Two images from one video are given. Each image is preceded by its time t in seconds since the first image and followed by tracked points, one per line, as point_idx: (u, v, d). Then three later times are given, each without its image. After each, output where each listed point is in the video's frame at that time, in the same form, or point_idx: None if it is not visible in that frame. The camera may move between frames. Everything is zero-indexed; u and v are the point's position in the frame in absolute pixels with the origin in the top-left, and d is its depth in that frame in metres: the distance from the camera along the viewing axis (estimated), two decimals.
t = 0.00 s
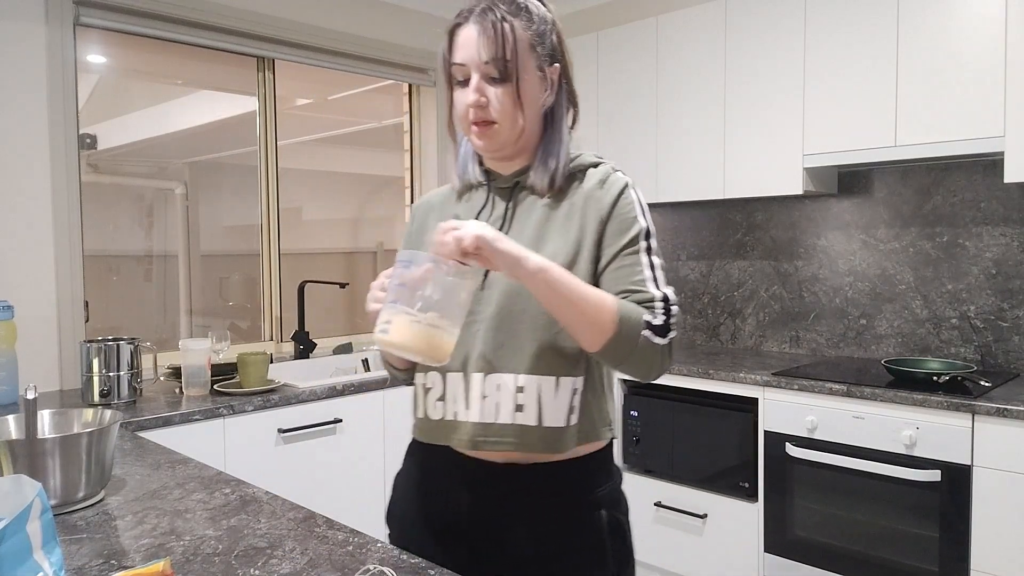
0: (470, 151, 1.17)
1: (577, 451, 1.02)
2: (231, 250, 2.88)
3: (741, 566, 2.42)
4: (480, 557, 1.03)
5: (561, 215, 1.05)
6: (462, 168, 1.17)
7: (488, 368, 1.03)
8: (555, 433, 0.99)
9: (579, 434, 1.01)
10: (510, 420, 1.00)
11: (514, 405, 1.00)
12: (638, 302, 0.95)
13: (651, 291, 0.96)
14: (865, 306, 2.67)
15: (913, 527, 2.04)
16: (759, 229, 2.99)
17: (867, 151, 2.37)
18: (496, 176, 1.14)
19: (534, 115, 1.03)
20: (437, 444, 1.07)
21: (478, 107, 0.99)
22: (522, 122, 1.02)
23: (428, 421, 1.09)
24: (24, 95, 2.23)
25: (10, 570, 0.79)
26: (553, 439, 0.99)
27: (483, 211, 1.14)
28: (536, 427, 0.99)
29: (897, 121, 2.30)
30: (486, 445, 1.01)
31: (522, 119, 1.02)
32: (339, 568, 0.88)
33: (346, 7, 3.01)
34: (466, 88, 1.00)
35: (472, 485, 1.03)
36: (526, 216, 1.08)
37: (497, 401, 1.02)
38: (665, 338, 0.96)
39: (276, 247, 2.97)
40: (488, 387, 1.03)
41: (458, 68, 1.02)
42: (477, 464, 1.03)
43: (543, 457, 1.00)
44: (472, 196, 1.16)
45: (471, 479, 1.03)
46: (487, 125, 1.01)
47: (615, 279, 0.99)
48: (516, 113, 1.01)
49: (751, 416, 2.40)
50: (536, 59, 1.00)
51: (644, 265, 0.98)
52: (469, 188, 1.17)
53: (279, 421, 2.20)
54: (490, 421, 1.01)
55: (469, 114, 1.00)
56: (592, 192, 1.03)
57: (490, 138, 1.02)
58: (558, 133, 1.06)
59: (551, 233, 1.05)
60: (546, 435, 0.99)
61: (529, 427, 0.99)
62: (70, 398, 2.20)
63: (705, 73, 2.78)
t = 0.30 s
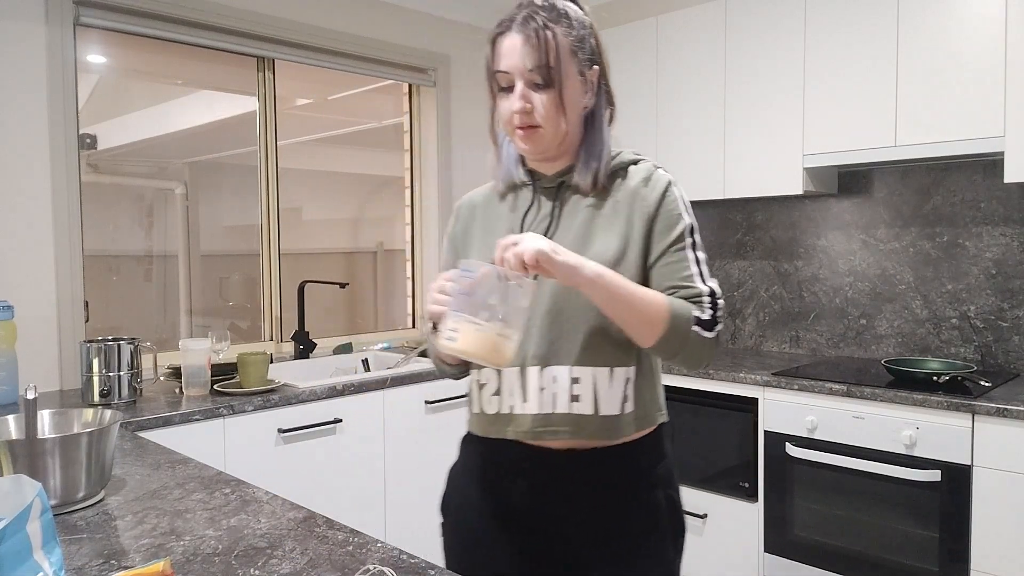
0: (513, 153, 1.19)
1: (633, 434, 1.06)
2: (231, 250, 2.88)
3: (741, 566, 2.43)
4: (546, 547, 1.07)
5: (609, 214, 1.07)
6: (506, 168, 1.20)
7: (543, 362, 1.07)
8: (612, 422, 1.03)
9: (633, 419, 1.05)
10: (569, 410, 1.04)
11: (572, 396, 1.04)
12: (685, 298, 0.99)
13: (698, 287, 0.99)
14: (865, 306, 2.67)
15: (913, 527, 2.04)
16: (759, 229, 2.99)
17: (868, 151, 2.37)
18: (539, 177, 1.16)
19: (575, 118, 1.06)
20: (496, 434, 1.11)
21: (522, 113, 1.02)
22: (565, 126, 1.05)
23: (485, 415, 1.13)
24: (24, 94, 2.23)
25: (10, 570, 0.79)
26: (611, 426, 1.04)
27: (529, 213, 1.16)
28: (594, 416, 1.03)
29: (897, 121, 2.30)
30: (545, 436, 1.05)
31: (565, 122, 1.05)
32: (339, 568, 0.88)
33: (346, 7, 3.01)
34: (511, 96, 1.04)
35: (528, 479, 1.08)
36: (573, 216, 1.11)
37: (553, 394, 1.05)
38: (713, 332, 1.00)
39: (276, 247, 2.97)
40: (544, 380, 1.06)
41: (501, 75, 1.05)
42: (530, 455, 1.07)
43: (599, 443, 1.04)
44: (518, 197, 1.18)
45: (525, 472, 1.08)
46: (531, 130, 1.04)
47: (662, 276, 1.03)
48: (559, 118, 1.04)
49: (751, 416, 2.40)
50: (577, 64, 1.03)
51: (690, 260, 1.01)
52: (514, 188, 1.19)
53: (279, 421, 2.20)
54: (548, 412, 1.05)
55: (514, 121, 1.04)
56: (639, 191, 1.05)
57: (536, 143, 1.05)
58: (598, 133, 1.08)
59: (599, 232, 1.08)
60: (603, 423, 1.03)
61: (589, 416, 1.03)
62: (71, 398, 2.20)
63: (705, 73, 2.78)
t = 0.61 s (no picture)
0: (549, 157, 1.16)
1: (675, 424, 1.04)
2: (230, 250, 2.88)
3: (741, 566, 2.43)
4: (580, 541, 1.03)
5: (648, 219, 1.07)
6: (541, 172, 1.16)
7: (587, 359, 1.05)
8: (654, 416, 1.02)
9: (673, 414, 1.03)
10: (609, 404, 1.03)
11: (611, 390, 1.03)
12: (724, 300, 1.02)
13: (736, 288, 1.02)
14: (864, 306, 2.67)
15: (913, 527, 2.04)
16: (759, 230, 3.00)
17: (868, 151, 2.37)
18: (574, 181, 1.13)
19: (613, 129, 1.07)
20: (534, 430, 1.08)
21: (564, 123, 1.02)
22: (604, 136, 1.06)
23: (522, 412, 1.09)
24: (24, 94, 2.23)
25: (10, 570, 0.79)
26: (650, 420, 1.02)
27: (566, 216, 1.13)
28: (635, 410, 1.02)
29: (897, 121, 2.30)
30: (588, 429, 1.03)
31: (604, 132, 1.05)
32: (339, 568, 0.88)
33: (346, 7, 3.01)
34: (551, 106, 1.04)
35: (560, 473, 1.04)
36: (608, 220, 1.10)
37: (596, 388, 1.04)
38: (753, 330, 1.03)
39: (276, 247, 2.97)
40: (587, 376, 1.05)
41: (541, 85, 1.05)
42: (565, 447, 1.04)
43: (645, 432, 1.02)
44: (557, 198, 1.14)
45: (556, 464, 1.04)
46: (571, 139, 1.04)
47: (698, 279, 1.04)
48: (599, 128, 1.05)
49: (751, 416, 2.40)
50: (617, 76, 1.04)
51: (728, 263, 1.04)
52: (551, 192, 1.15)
53: (279, 421, 2.20)
54: (592, 407, 1.03)
55: (554, 130, 1.04)
56: (675, 197, 1.06)
57: (575, 152, 1.06)
58: (634, 142, 1.09)
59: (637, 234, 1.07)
60: (645, 417, 1.01)
61: (630, 410, 1.02)
62: (71, 398, 2.20)
63: (704, 74, 2.78)
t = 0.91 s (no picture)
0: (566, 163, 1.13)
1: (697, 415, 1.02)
2: (230, 250, 2.88)
3: (741, 566, 2.43)
4: (591, 538, 1.01)
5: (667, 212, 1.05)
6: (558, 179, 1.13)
7: (608, 351, 1.03)
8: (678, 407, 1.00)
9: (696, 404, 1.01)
10: (633, 397, 1.01)
11: (635, 382, 1.01)
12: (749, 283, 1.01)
13: (757, 272, 1.02)
14: (865, 306, 2.67)
15: (913, 527, 2.04)
16: (759, 229, 3.00)
17: (868, 151, 2.37)
18: (594, 182, 1.11)
19: (632, 135, 1.06)
20: (552, 425, 1.05)
21: (586, 130, 1.01)
22: (624, 142, 1.05)
23: (542, 405, 1.08)
24: (24, 94, 2.23)
25: (10, 570, 0.79)
26: (670, 412, 1.00)
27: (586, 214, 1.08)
28: (660, 401, 1.00)
29: (897, 121, 2.30)
30: (609, 422, 1.01)
31: (624, 138, 1.04)
32: (339, 568, 0.88)
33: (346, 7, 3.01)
34: (572, 114, 1.03)
35: (569, 466, 1.02)
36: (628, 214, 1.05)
37: (619, 381, 1.01)
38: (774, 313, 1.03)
39: (276, 247, 2.97)
40: (609, 367, 1.02)
41: (561, 92, 1.04)
42: (569, 445, 1.03)
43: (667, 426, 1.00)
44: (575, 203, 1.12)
45: (566, 452, 1.03)
46: (592, 146, 1.03)
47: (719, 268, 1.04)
48: (620, 134, 1.04)
49: (751, 416, 2.40)
50: (635, 83, 1.03)
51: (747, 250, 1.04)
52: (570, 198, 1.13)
53: (279, 421, 2.20)
54: (614, 399, 1.01)
55: (575, 137, 1.03)
56: (693, 192, 1.06)
57: (596, 158, 1.05)
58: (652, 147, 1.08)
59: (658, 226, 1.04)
60: (667, 408, 1.00)
61: (653, 401, 1.00)
62: (71, 398, 2.20)
63: (704, 74, 2.78)
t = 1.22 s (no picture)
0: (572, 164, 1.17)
1: (705, 411, 1.03)
2: (230, 250, 2.88)
3: (741, 566, 2.42)
4: (593, 537, 1.01)
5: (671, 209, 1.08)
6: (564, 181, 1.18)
7: (617, 344, 1.04)
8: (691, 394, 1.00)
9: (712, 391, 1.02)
10: (645, 387, 1.01)
11: (647, 373, 1.02)
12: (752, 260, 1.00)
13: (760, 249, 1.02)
14: (865, 306, 2.67)
15: (913, 527, 2.04)
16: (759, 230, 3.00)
17: (868, 151, 2.37)
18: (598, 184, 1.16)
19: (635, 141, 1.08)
20: (560, 420, 1.06)
21: (590, 138, 1.03)
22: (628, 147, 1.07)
23: (548, 399, 1.08)
24: (24, 94, 2.23)
25: (10, 569, 0.79)
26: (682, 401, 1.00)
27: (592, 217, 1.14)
28: (673, 390, 1.00)
29: (897, 121, 2.30)
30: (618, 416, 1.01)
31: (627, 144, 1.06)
32: (339, 568, 0.88)
33: (346, 7, 3.01)
34: (576, 122, 1.04)
35: (573, 465, 1.02)
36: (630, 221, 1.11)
37: (630, 374, 1.02)
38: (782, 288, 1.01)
39: (276, 247, 2.97)
40: (620, 361, 1.03)
41: (564, 99, 1.05)
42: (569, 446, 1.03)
43: (673, 423, 1.01)
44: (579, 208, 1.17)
45: (569, 451, 1.03)
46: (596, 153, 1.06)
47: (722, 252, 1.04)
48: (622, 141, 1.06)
49: (751, 416, 2.40)
50: (639, 91, 1.05)
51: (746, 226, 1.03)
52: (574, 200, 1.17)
53: (279, 421, 2.20)
54: (627, 391, 1.02)
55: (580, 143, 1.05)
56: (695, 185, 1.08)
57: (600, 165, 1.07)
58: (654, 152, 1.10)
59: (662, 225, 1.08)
60: (679, 398, 1.00)
61: (664, 390, 1.01)
62: (71, 398, 2.20)
63: (704, 73, 2.78)
